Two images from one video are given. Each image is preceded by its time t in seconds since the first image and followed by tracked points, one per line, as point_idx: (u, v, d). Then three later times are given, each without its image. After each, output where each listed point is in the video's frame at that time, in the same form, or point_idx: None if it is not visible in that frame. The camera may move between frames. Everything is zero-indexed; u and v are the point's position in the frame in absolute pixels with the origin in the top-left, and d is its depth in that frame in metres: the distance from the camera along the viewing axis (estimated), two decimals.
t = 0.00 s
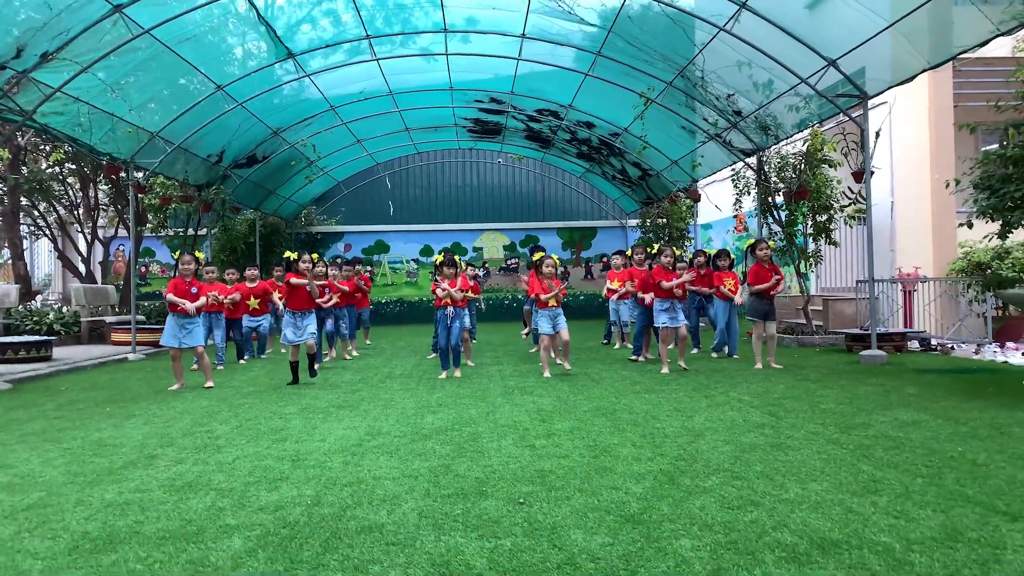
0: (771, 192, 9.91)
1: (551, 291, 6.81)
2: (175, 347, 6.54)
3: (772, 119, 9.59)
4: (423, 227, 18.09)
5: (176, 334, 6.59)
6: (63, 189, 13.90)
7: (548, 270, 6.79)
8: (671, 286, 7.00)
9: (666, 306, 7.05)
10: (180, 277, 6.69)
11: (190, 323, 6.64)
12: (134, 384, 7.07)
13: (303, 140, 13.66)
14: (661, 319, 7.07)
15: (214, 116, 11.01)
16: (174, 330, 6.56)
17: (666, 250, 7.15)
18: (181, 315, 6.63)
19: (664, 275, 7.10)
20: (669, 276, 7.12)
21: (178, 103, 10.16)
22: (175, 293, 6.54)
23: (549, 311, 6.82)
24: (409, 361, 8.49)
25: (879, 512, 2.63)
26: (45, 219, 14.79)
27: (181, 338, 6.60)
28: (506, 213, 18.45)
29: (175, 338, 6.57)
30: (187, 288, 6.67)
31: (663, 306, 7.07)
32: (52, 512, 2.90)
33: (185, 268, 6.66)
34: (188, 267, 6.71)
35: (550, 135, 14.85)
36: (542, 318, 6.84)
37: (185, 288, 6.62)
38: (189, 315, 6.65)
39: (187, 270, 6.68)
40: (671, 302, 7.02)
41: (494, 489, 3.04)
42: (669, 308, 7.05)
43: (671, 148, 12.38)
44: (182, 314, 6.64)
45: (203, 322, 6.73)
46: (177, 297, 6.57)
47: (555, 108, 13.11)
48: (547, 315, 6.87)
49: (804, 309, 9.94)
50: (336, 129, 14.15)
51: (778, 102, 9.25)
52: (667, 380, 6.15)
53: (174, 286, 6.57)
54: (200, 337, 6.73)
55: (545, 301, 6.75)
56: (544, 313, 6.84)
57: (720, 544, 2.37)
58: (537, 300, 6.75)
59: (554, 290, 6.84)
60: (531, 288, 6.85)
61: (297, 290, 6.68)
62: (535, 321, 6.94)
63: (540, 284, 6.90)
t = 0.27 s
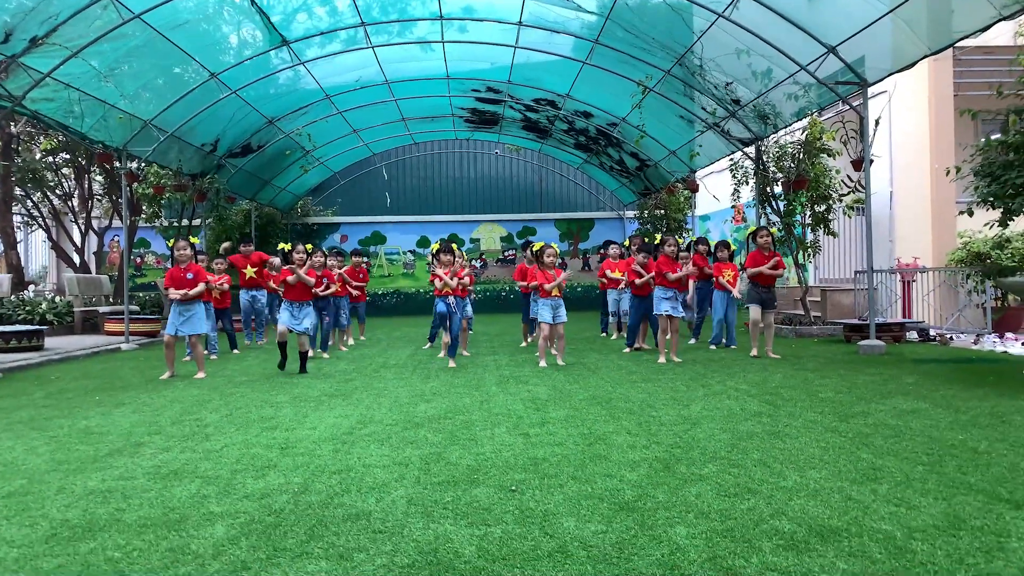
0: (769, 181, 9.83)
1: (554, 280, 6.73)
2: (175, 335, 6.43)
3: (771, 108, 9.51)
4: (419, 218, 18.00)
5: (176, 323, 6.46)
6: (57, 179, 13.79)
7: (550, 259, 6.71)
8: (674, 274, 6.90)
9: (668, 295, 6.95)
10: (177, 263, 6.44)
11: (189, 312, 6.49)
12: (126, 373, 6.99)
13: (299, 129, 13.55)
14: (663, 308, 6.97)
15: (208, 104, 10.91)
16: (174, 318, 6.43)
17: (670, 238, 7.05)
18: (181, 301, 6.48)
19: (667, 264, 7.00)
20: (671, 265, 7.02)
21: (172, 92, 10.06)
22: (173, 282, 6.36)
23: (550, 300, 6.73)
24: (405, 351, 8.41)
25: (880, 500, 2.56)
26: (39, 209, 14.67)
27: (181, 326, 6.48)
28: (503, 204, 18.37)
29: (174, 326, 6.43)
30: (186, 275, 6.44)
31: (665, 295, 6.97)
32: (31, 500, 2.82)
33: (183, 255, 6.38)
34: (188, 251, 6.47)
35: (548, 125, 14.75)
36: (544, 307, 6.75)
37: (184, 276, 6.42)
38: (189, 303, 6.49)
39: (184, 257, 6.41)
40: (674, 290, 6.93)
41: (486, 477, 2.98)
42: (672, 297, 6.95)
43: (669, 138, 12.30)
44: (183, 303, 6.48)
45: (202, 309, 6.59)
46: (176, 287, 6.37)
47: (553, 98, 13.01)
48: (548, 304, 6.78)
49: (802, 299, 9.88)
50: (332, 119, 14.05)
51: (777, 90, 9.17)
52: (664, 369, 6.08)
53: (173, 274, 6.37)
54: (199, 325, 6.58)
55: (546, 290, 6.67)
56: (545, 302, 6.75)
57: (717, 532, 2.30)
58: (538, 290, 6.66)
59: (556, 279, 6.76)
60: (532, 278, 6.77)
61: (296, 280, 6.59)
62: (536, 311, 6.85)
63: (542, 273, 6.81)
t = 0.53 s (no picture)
0: (774, 169, 9.63)
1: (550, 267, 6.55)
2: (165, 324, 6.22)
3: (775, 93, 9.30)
4: (418, 208, 17.79)
5: (166, 310, 6.27)
6: (49, 167, 13.57)
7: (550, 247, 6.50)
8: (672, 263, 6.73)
9: (668, 284, 6.78)
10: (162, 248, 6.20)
11: (177, 299, 6.28)
12: (113, 363, 6.80)
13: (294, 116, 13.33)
14: (662, 296, 6.80)
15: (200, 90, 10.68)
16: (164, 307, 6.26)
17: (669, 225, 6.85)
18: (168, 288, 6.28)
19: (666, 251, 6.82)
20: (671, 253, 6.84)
21: (162, 77, 9.84)
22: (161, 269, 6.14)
23: (546, 288, 6.57)
24: (401, 342, 8.23)
25: (904, 498, 2.37)
26: (31, 198, 14.46)
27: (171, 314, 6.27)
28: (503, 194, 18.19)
29: (166, 315, 6.27)
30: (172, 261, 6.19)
31: (664, 283, 6.81)
32: None
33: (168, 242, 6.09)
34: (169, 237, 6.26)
35: (547, 113, 14.53)
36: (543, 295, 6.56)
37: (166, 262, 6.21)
38: (177, 289, 6.29)
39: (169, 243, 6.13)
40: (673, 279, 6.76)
41: (479, 472, 2.79)
42: (671, 286, 6.78)
43: (670, 125, 12.09)
44: (169, 289, 6.28)
45: (192, 295, 6.37)
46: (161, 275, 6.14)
47: (552, 84, 12.78)
48: (544, 292, 6.62)
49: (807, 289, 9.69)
50: (328, 106, 13.83)
51: (782, 75, 8.95)
52: (666, 360, 5.89)
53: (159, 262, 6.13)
54: (191, 313, 6.34)
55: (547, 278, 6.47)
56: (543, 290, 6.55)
57: (729, 532, 2.11)
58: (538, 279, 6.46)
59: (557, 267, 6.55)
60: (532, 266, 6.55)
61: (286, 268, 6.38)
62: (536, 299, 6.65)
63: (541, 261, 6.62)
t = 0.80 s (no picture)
0: (779, 158, 9.34)
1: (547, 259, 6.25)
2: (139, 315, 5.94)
3: (781, 79, 9.00)
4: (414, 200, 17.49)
5: (140, 301, 5.98)
6: (35, 157, 13.26)
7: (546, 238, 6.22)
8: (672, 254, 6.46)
9: (667, 276, 6.53)
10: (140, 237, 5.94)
11: (152, 290, 6.02)
12: (92, 358, 6.53)
13: (286, 105, 13.03)
14: (661, 290, 6.53)
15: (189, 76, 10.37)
16: (136, 297, 5.95)
17: (668, 216, 6.60)
18: (143, 279, 6.01)
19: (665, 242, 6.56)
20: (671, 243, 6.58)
21: (148, 62, 9.52)
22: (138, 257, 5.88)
23: (543, 281, 6.26)
24: (394, 337, 7.95)
25: (948, 516, 2.09)
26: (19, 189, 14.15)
27: (146, 306, 5.99)
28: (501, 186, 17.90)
29: (139, 306, 5.97)
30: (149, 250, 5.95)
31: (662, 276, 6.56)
32: None
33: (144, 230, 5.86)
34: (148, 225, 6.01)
35: (546, 102, 14.23)
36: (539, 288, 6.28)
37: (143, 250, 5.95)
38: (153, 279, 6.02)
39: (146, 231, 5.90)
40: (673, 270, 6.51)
41: (467, 483, 2.51)
42: (672, 278, 6.52)
43: (672, 114, 11.79)
44: (144, 279, 6.00)
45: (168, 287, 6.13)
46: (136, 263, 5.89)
47: (551, 72, 12.47)
48: (542, 286, 6.32)
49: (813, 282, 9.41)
50: (321, 95, 13.51)
51: (788, 61, 8.65)
52: (669, 356, 5.62)
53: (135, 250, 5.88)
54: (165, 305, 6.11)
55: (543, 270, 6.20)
56: (539, 283, 6.27)
57: (752, 559, 1.83)
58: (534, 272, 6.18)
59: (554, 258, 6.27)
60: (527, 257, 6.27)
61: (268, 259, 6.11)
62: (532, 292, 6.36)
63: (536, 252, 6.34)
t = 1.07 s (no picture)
0: (789, 149, 8.99)
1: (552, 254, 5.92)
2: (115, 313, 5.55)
3: (791, 67, 8.64)
4: (411, 194, 17.14)
5: (116, 299, 5.57)
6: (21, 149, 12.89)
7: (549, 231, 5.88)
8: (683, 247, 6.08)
9: (677, 273, 6.14)
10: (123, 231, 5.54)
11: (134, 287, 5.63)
12: (68, 358, 6.16)
13: (279, 96, 12.66)
14: (673, 287, 6.12)
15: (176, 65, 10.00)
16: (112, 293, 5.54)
17: (673, 207, 6.20)
18: (123, 275, 5.60)
19: (673, 235, 6.17)
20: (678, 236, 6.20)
21: (133, 49, 9.15)
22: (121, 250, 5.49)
23: (548, 277, 5.91)
24: (388, 335, 7.61)
25: None
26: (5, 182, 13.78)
27: (124, 304, 5.59)
28: (501, 180, 17.58)
29: (116, 303, 5.57)
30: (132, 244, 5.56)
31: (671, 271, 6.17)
32: None
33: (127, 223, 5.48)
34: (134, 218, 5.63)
35: (546, 93, 13.87)
36: (542, 284, 5.92)
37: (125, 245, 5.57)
38: (134, 277, 5.63)
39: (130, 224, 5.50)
40: (683, 265, 6.14)
41: (462, 509, 2.17)
42: (683, 274, 6.14)
43: (676, 105, 11.44)
44: (124, 276, 5.60)
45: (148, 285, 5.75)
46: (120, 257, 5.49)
47: (551, 62, 12.11)
48: (546, 281, 5.95)
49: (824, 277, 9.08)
50: (315, 86, 13.15)
51: (800, 47, 8.30)
52: (679, 356, 5.27)
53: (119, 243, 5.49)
54: (143, 305, 5.72)
55: (546, 265, 5.86)
56: (542, 278, 5.92)
57: None
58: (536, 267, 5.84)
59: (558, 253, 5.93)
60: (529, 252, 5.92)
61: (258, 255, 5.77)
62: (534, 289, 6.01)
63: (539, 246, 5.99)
